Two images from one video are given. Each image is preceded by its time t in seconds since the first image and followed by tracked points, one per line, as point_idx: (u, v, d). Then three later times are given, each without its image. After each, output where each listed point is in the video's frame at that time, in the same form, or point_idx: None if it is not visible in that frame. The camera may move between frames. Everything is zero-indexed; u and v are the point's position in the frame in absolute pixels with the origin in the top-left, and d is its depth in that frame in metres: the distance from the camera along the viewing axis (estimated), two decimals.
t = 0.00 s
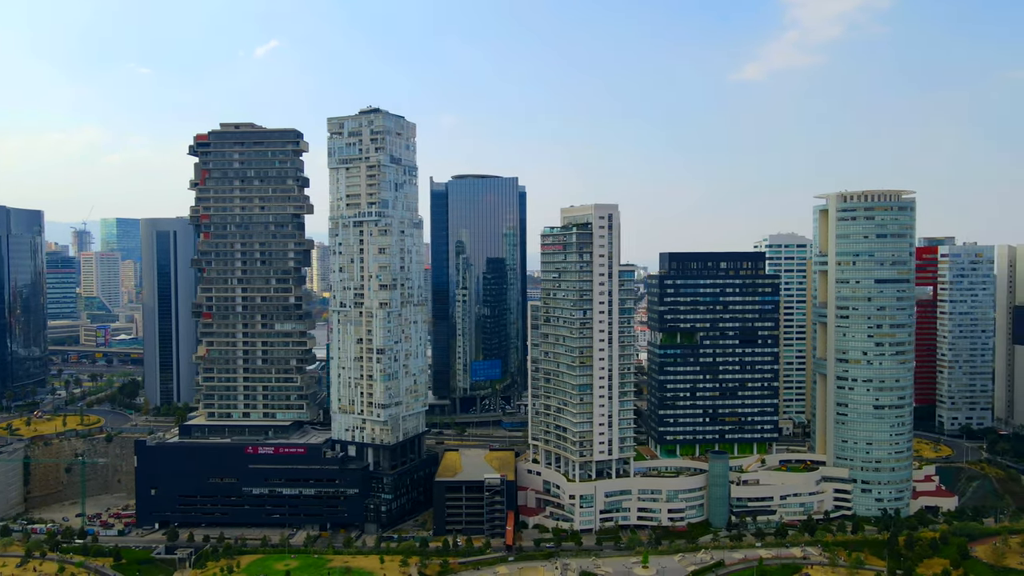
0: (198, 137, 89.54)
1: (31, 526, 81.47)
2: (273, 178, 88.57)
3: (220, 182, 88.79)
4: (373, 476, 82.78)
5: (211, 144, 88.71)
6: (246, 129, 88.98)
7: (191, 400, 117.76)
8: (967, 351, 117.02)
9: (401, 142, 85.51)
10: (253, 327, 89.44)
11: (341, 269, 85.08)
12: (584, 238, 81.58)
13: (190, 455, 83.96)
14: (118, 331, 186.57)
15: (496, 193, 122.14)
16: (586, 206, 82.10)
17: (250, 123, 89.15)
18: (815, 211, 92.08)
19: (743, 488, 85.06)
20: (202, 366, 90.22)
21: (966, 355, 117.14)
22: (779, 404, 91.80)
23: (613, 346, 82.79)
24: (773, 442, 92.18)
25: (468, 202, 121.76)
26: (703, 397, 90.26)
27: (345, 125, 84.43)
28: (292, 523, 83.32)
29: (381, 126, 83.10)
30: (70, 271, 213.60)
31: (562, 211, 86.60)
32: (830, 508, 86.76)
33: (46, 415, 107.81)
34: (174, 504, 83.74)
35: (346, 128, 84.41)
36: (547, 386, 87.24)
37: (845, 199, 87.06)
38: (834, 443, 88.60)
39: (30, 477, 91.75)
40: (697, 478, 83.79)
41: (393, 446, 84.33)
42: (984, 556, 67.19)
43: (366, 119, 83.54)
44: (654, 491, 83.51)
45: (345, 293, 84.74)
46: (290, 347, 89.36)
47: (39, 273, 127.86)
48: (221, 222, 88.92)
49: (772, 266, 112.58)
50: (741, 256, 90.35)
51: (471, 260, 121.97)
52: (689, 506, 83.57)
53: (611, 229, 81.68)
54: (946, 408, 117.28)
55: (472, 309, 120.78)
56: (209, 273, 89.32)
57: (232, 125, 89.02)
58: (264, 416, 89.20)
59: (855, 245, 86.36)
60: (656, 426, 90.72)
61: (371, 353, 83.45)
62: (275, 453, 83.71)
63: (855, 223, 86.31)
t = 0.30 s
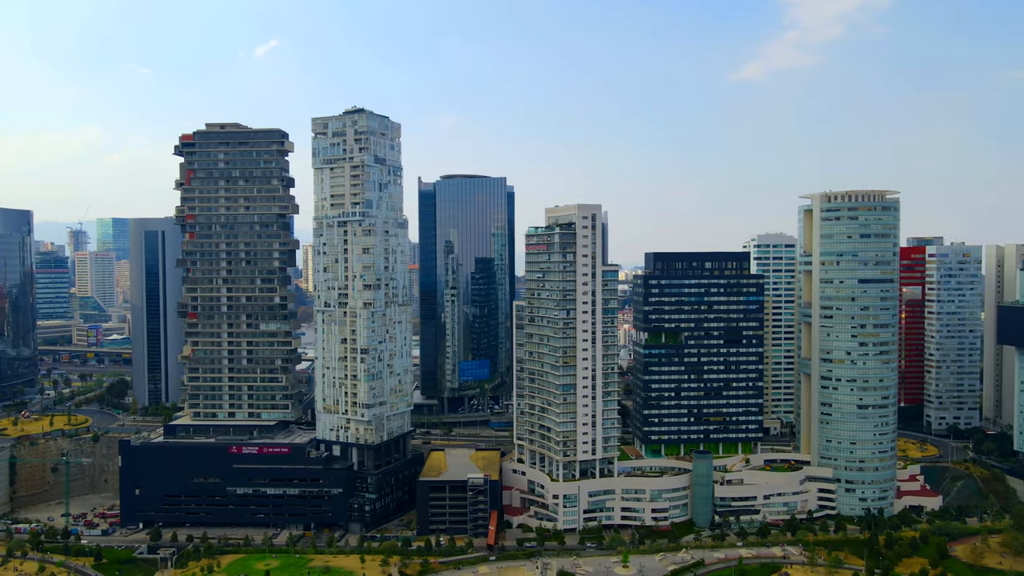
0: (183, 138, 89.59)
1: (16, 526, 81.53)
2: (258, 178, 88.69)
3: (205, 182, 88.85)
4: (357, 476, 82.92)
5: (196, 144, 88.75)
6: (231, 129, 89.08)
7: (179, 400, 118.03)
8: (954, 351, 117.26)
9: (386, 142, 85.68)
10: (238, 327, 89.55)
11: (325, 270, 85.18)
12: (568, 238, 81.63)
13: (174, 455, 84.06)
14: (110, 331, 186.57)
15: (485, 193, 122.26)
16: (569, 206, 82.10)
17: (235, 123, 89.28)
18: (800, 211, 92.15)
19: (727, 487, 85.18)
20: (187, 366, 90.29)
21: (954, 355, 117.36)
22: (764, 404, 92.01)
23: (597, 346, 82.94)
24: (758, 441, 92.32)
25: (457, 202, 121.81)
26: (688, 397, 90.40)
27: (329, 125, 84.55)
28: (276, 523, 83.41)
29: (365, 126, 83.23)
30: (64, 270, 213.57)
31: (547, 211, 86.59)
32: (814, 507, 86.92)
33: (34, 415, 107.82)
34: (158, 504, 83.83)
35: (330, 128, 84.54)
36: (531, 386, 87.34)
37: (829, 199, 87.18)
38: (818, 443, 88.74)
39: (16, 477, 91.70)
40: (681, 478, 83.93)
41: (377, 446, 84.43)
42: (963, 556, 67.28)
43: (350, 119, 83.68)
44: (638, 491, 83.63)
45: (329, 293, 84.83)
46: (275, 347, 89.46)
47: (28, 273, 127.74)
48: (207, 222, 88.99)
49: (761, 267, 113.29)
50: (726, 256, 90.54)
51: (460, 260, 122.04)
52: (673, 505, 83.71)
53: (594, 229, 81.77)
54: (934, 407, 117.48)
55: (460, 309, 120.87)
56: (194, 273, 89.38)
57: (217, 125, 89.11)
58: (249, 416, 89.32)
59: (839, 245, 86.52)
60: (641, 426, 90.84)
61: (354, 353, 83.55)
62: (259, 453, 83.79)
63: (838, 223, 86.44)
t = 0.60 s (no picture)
0: (168, 138, 89.63)
1: None
2: (243, 178, 88.79)
3: (190, 182, 88.93)
4: (342, 475, 83.05)
5: (181, 144, 88.80)
6: (216, 129, 89.17)
7: (167, 400, 118.08)
8: (942, 351, 117.50)
9: (370, 142, 85.87)
10: (224, 327, 89.63)
11: (310, 270, 85.27)
12: (551, 238, 81.69)
13: (158, 455, 84.18)
14: (102, 331, 186.66)
15: (473, 193, 122.38)
16: (553, 206, 82.04)
17: (221, 123, 89.37)
18: (785, 211, 92.25)
19: (711, 487, 85.29)
20: (172, 366, 90.39)
21: (941, 355, 117.58)
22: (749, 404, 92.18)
23: (580, 346, 83.09)
24: (743, 441, 92.45)
25: (445, 202, 121.93)
26: (673, 397, 90.56)
27: (313, 125, 84.68)
28: (260, 522, 83.51)
29: (349, 126, 83.40)
30: (56, 270, 213.62)
31: (531, 211, 86.58)
32: (798, 507, 87.08)
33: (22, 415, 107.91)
34: (142, 504, 83.95)
35: (315, 128, 84.68)
36: (516, 386, 87.43)
37: (813, 200, 87.27)
38: (802, 442, 88.92)
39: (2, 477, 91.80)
40: (664, 478, 84.08)
41: (361, 446, 84.55)
42: (942, 556, 67.39)
43: (334, 119, 83.86)
44: (622, 490, 83.76)
45: (313, 293, 84.91)
46: (260, 347, 89.53)
47: (17, 273, 127.69)
48: (192, 222, 89.04)
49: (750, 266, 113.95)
50: (710, 256, 90.73)
51: (449, 260, 122.17)
52: (657, 505, 83.84)
53: (578, 229, 81.81)
54: (921, 407, 117.67)
55: (449, 309, 120.98)
56: (179, 273, 89.47)
57: (203, 125, 89.19)
58: (234, 416, 89.43)
59: (823, 245, 86.69)
60: (626, 426, 90.96)
61: (339, 352, 83.65)
62: (243, 452, 83.87)
63: (822, 223, 86.57)
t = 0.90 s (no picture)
0: (153, 138, 89.66)
1: None
2: (228, 178, 88.87)
3: (175, 182, 88.95)
4: (326, 475, 83.15)
5: (166, 144, 88.82)
6: (202, 129, 89.22)
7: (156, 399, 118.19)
8: (929, 351, 117.67)
9: (355, 143, 86.04)
10: (209, 327, 89.69)
11: (294, 270, 85.34)
12: (535, 238, 81.80)
13: (143, 454, 84.25)
14: (94, 331, 186.76)
15: (461, 193, 122.53)
16: (537, 206, 82.11)
17: (206, 123, 89.46)
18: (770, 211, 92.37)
19: (695, 487, 85.38)
20: (158, 366, 90.42)
21: (929, 355, 117.75)
22: (734, 404, 92.32)
23: (564, 346, 83.19)
24: (728, 441, 92.57)
25: (434, 202, 122.06)
26: (658, 397, 90.66)
27: (298, 125, 84.80)
28: (244, 522, 83.60)
29: (333, 127, 83.57)
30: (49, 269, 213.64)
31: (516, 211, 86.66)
32: (782, 507, 87.22)
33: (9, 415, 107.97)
34: (127, 504, 84.03)
35: (299, 128, 84.79)
36: (500, 386, 87.50)
37: (798, 200, 87.33)
38: (787, 442, 89.07)
39: None
40: (648, 478, 84.23)
41: (345, 446, 84.63)
42: (921, 555, 67.53)
43: (319, 119, 83.99)
44: (606, 490, 83.86)
45: (298, 293, 85.00)
46: (245, 347, 89.61)
47: (6, 273, 127.63)
48: (177, 222, 89.05)
49: (738, 267, 114.50)
50: (695, 256, 90.88)
51: (437, 259, 122.30)
52: (640, 505, 83.97)
53: (561, 229, 81.95)
54: (909, 407, 117.83)
55: (438, 309, 121.13)
56: (165, 273, 89.49)
57: (188, 125, 89.27)
58: (219, 416, 89.52)
59: (807, 245, 86.83)
60: (611, 426, 91.05)
61: (323, 352, 83.76)
62: (228, 452, 83.93)
63: (806, 223, 86.71)
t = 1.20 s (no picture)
0: (139, 138, 89.76)
1: None
2: (213, 178, 88.97)
3: (160, 182, 89.02)
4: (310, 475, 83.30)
5: (151, 144, 88.89)
6: (187, 129, 89.30)
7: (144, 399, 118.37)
8: (917, 351, 117.83)
9: (339, 143, 86.19)
10: (194, 327, 89.78)
11: (279, 270, 85.42)
12: (518, 238, 81.88)
13: (127, 454, 84.33)
14: (86, 331, 186.75)
15: (449, 193, 122.47)
16: (520, 206, 82.26)
17: (191, 123, 89.59)
18: (755, 211, 92.46)
19: (678, 487, 85.48)
20: (143, 366, 90.52)
21: (917, 356, 117.87)
22: (718, 404, 92.49)
23: (547, 346, 83.28)
24: (713, 441, 92.73)
25: (422, 202, 122.00)
26: (642, 397, 90.79)
27: (282, 125, 84.95)
28: (228, 522, 83.68)
29: (318, 127, 83.74)
30: (42, 269, 213.61)
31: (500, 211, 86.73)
32: (765, 507, 87.38)
33: None
34: (111, 504, 84.12)
35: (284, 129, 84.95)
36: (485, 386, 87.59)
37: (782, 200, 87.43)
38: (771, 442, 89.24)
39: None
40: (632, 478, 84.37)
41: (330, 446, 84.76)
42: (899, 555, 67.71)
43: (303, 120, 84.12)
44: (590, 490, 83.98)
45: (282, 293, 85.09)
46: (230, 347, 89.73)
47: None
48: (162, 222, 89.13)
49: (727, 268, 115.54)
50: (680, 256, 91.02)
51: (427, 259, 122.73)
52: (624, 505, 84.10)
53: (545, 229, 82.08)
54: (896, 407, 117.99)
55: (427, 309, 121.62)
56: (150, 273, 89.56)
57: (173, 125, 89.40)
58: (204, 415, 89.62)
59: (791, 245, 86.98)
60: (596, 425, 91.20)
61: (307, 352, 83.88)
62: (211, 452, 84.00)
63: (790, 223, 86.82)
